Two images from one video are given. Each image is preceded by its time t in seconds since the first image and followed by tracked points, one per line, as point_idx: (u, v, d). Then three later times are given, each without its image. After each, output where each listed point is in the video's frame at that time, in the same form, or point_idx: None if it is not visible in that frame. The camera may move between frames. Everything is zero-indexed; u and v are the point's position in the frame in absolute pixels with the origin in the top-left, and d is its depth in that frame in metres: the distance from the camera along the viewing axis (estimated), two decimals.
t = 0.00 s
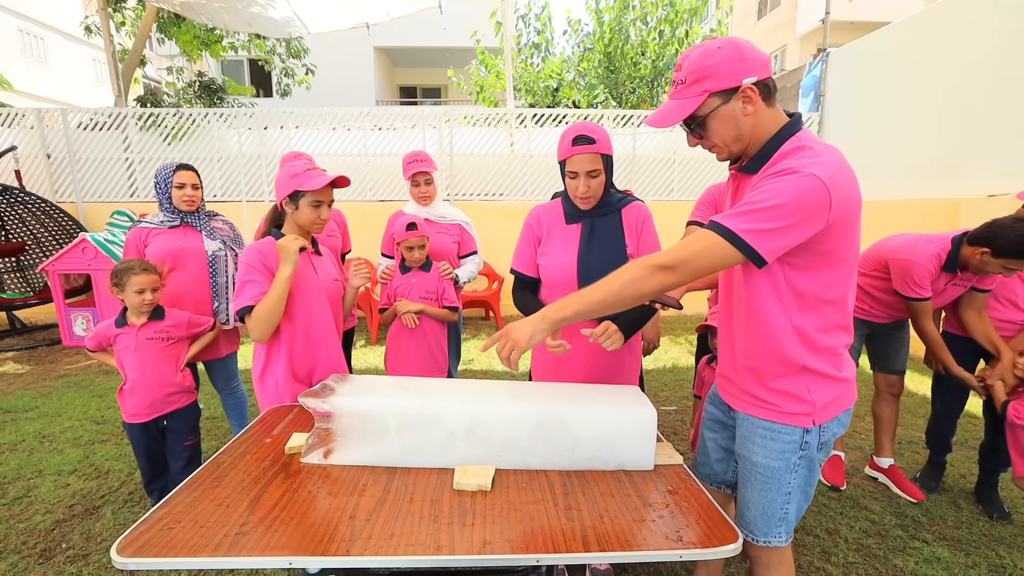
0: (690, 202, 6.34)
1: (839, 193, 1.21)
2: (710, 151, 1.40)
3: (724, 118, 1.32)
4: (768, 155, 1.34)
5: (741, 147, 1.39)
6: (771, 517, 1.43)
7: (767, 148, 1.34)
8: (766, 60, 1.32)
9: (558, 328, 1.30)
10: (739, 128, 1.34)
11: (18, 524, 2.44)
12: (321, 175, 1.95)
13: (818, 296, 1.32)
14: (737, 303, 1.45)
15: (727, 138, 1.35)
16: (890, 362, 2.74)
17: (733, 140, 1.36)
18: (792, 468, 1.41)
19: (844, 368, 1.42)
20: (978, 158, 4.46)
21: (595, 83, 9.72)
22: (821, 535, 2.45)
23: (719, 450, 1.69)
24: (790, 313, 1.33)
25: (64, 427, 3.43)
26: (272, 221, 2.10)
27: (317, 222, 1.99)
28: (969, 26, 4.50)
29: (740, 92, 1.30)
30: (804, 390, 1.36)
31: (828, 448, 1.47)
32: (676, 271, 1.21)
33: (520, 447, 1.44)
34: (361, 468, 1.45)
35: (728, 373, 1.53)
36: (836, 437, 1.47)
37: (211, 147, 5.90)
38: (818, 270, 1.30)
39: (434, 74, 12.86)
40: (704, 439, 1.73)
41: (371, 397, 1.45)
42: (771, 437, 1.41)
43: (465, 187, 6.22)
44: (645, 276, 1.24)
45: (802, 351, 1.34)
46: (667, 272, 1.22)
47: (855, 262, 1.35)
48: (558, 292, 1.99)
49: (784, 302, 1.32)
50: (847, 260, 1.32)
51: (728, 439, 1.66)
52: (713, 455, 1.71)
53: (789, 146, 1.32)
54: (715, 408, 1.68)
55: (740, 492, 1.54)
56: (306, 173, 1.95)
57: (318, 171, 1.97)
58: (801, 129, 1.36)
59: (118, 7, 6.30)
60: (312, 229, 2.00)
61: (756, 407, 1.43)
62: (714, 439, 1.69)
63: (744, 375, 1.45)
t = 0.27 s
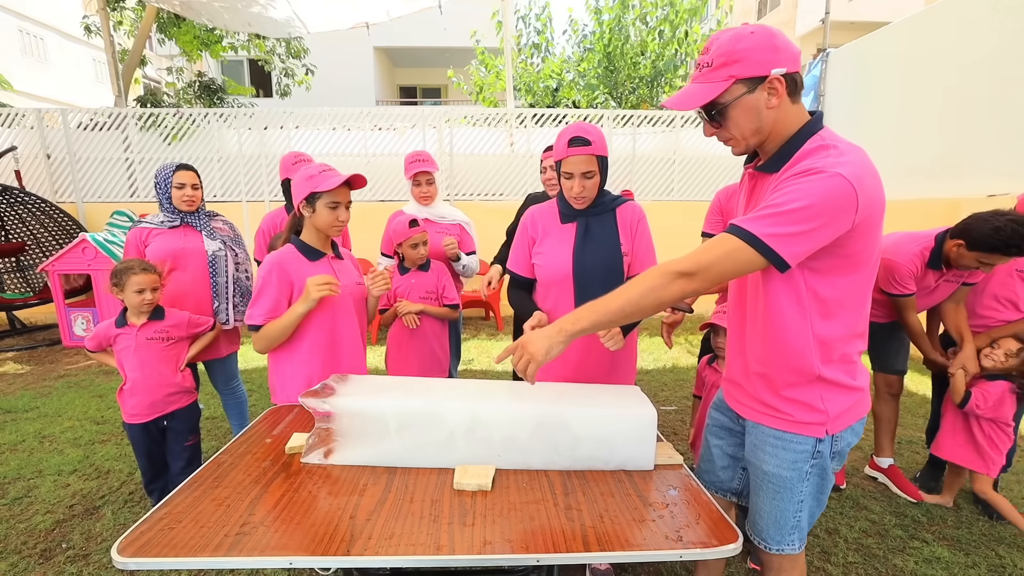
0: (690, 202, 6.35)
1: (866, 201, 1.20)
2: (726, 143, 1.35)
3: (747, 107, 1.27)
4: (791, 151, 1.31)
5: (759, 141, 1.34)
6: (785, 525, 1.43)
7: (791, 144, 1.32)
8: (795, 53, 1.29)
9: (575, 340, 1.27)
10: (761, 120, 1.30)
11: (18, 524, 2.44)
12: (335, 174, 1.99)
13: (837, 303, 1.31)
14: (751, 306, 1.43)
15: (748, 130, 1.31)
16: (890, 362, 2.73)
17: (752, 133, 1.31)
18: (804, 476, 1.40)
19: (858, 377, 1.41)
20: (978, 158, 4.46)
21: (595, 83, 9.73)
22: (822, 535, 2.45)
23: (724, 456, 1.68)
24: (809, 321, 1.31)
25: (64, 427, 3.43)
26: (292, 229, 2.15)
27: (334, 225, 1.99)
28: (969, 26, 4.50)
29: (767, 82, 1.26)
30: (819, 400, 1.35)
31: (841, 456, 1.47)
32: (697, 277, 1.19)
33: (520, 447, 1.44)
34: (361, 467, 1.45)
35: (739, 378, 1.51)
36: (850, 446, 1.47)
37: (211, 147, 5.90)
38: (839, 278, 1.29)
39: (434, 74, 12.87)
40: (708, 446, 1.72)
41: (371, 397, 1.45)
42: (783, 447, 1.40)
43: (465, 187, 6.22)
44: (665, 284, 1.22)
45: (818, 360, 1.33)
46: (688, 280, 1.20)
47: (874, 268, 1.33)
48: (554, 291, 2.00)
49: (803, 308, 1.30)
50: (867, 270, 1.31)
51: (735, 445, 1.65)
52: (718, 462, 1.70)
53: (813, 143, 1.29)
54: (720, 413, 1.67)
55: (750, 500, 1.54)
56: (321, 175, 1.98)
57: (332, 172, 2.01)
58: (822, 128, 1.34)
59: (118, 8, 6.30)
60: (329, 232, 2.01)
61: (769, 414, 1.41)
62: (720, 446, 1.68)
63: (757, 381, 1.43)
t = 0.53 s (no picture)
0: (689, 202, 6.35)
1: (882, 204, 1.20)
2: (741, 132, 1.34)
3: (766, 97, 1.27)
4: (808, 149, 1.30)
5: (775, 136, 1.33)
6: (789, 529, 1.44)
7: (809, 142, 1.30)
8: (827, 51, 1.27)
9: (580, 327, 1.28)
10: (779, 113, 1.28)
11: (19, 524, 2.45)
12: (347, 173, 2.04)
13: (847, 306, 1.31)
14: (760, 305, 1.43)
15: (764, 121, 1.29)
16: (891, 364, 2.73)
17: (768, 126, 1.30)
18: (809, 480, 1.41)
19: (865, 381, 1.41)
20: (978, 158, 4.46)
21: (595, 83, 9.74)
22: (821, 535, 2.46)
23: (726, 459, 1.68)
24: (818, 322, 1.31)
25: (64, 427, 3.43)
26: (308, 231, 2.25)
27: (350, 225, 2.06)
28: (969, 26, 4.50)
29: (791, 75, 1.25)
30: (826, 403, 1.35)
31: (847, 461, 1.47)
32: (706, 271, 1.21)
33: (520, 447, 1.44)
34: (362, 467, 1.45)
35: (745, 379, 1.51)
36: (856, 451, 1.47)
37: (211, 148, 5.91)
38: (849, 281, 1.30)
39: (434, 74, 12.87)
40: (709, 449, 1.72)
41: (372, 397, 1.46)
42: (788, 451, 1.40)
43: (465, 187, 6.22)
44: (674, 276, 1.23)
45: (825, 362, 1.33)
46: (697, 273, 1.21)
47: (886, 271, 1.33)
48: (534, 292, 1.99)
49: (812, 309, 1.30)
50: (878, 274, 1.32)
51: (737, 448, 1.66)
52: (719, 465, 1.70)
53: (831, 141, 1.28)
54: (723, 417, 1.68)
55: (754, 503, 1.54)
56: (329, 175, 2.03)
57: (343, 170, 2.06)
58: (842, 126, 1.32)
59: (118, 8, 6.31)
60: (343, 232, 2.08)
61: (776, 415, 1.41)
62: (721, 449, 1.68)
63: (764, 382, 1.43)
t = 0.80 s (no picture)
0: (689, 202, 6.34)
1: (888, 206, 1.20)
2: (750, 126, 1.35)
3: (780, 91, 1.27)
4: (816, 148, 1.30)
5: (783, 134, 1.34)
6: (789, 529, 1.44)
7: (817, 140, 1.30)
8: (846, 52, 1.27)
9: (581, 317, 1.30)
10: (791, 108, 1.29)
11: (20, 524, 2.45)
12: (362, 177, 1.97)
13: (850, 307, 1.31)
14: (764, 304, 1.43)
15: (775, 117, 1.30)
16: (890, 364, 2.74)
17: (778, 121, 1.31)
18: (810, 481, 1.41)
19: (868, 383, 1.41)
20: (978, 158, 4.46)
21: (595, 83, 9.74)
22: (822, 535, 2.46)
23: (728, 460, 1.69)
24: (821, 322, 1.32)
25: (65, 427, 3.44)
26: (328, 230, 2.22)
27: (362, 230, 2.01)
28: (969, 26, 4.50)
29: (809, 70, 1.25)
30: (828, 404, 1.35)
31: (850, 463, 1.47)
32: (708, 266, 1.21)
33: (521, 446, 1.44)
34: (362, 467, 1.45)
35: (749, 378, 1.51)
36: (857, 453, 1.47)
37: (212, 148, 5.91)
38: (853, 281, 1.30)
39: (434, 74, 12.87)
40: (711, 449, 1.72)
41: (372, 397, 1.46)
42: (789, 451, 1.40)
43: (465, 187, 6.22)
44: (676, 270, 1.23)
45: (828, 363, 1.33)
46: (698, 268, 1.22)
47: (891, 273, 1.34)
48: (516, 291, 1.98)
49: (815, 308, 1.31)
50: (883, 276, 1.32)
51: (739, 449, 1.66)
52: (721, 465, 1.70)
53: (839, 140, 1.28)
54: (725, 417, 1.68)
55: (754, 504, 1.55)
56: (347, 177, 1.98)
57: (360, 172, 1.98)
58: (852, 127, 1.32)
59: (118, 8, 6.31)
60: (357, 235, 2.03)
61: (779, 415, 1.41)
62: (723, 449, 1.69)
63: (767, 382, 1.43)
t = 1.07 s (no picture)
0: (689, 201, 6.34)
1: (888, 207, 1.20)
2: (751, 126, 1.34)
3: (783, 92, 1.27)
4: (817, 150, 1.30)
5: (785, 134, 1.34)
6: (791, 530, 1.44)
7: (818, 142, 1.30)
8: (848, 53, 1.27)
9: (582, 320, 1.30)
10: (793, 110, 1.29)
11: (19, 524, 2.45)
12: (379, 177, 1.95)
13: (852, 308, 1.31)
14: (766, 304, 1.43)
15: (777, 118, 1.30)
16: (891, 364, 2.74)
17: (780, 122, 1.30)
18: (813, 482, 1.41)
19: (872, 384, 1.41)
20: (978, 158, 4.46)
21: (595, 83, 9.74)
22: (822, 535, 2.45)
23: (731, 460, 1.68)
24: (822, 323, 1.31)
25: (65, 427, 3.43)
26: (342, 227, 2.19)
27: (377, 231, 1.99)
28: (969, 26, 4.50)
29: (812, 72, 1.25)
30: (830, 406, 1.35)
31: (853, 464, 1.47)
32: (707, 268, 1.20)
33: (521, 447, 1.44)
34: (362, 467, 1.45)
35: (751, 379, 1.51)
36: (861, 455, 1.47)
37: (211, 147, 5.91)
38: (855, 282, 1.29)
39: (434, 74, 12.87)
40: (715, 449, 1.72)
41: (372, 397, 1.45)
42: (791, 453, 1.40)
43: (465, 187, 6.22)
44: (674, 271, 1.23)
45: (830, 364, 1.33)
46: (697, 269, 1.21)
47: (893, 273, 1.33)
48: (515, 293, 1.97)
49: (816, 309, 1.30)
50: (885, 276, 1.31)
51: (742, 449, 1.66)
52: (725, 466, 1.70)
53: (840, 141, 1.28)
54: (728, 417, 1.68)
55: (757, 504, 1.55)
56: (363, 177, 1.95)
57: (377, 172, 1.97)
58: (854, 127, 1.32)
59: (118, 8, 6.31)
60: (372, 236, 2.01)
61: (780, 417, 1.41)
62: (727, 449, 1.68)
63: (769, 383, 1.43)
